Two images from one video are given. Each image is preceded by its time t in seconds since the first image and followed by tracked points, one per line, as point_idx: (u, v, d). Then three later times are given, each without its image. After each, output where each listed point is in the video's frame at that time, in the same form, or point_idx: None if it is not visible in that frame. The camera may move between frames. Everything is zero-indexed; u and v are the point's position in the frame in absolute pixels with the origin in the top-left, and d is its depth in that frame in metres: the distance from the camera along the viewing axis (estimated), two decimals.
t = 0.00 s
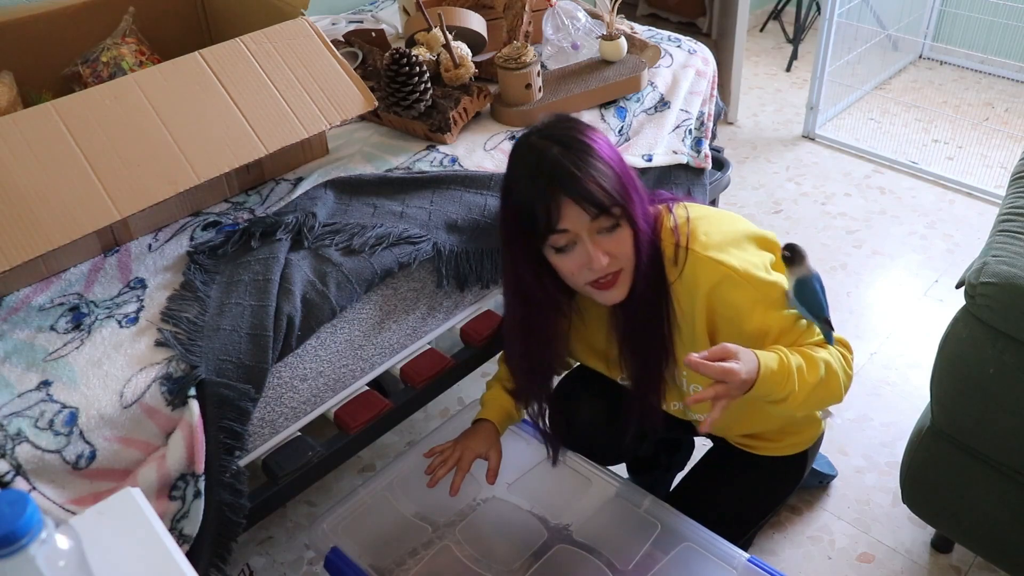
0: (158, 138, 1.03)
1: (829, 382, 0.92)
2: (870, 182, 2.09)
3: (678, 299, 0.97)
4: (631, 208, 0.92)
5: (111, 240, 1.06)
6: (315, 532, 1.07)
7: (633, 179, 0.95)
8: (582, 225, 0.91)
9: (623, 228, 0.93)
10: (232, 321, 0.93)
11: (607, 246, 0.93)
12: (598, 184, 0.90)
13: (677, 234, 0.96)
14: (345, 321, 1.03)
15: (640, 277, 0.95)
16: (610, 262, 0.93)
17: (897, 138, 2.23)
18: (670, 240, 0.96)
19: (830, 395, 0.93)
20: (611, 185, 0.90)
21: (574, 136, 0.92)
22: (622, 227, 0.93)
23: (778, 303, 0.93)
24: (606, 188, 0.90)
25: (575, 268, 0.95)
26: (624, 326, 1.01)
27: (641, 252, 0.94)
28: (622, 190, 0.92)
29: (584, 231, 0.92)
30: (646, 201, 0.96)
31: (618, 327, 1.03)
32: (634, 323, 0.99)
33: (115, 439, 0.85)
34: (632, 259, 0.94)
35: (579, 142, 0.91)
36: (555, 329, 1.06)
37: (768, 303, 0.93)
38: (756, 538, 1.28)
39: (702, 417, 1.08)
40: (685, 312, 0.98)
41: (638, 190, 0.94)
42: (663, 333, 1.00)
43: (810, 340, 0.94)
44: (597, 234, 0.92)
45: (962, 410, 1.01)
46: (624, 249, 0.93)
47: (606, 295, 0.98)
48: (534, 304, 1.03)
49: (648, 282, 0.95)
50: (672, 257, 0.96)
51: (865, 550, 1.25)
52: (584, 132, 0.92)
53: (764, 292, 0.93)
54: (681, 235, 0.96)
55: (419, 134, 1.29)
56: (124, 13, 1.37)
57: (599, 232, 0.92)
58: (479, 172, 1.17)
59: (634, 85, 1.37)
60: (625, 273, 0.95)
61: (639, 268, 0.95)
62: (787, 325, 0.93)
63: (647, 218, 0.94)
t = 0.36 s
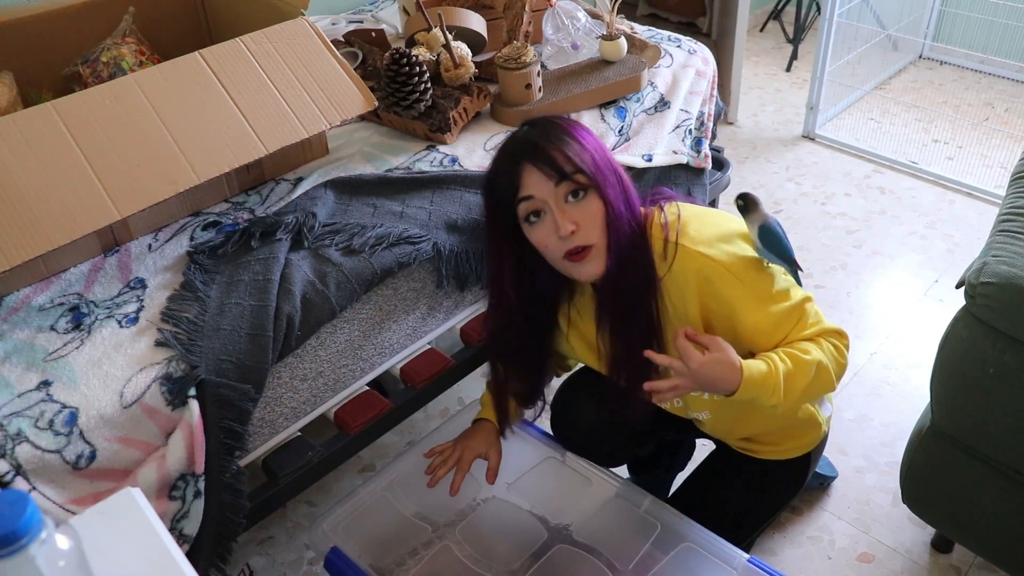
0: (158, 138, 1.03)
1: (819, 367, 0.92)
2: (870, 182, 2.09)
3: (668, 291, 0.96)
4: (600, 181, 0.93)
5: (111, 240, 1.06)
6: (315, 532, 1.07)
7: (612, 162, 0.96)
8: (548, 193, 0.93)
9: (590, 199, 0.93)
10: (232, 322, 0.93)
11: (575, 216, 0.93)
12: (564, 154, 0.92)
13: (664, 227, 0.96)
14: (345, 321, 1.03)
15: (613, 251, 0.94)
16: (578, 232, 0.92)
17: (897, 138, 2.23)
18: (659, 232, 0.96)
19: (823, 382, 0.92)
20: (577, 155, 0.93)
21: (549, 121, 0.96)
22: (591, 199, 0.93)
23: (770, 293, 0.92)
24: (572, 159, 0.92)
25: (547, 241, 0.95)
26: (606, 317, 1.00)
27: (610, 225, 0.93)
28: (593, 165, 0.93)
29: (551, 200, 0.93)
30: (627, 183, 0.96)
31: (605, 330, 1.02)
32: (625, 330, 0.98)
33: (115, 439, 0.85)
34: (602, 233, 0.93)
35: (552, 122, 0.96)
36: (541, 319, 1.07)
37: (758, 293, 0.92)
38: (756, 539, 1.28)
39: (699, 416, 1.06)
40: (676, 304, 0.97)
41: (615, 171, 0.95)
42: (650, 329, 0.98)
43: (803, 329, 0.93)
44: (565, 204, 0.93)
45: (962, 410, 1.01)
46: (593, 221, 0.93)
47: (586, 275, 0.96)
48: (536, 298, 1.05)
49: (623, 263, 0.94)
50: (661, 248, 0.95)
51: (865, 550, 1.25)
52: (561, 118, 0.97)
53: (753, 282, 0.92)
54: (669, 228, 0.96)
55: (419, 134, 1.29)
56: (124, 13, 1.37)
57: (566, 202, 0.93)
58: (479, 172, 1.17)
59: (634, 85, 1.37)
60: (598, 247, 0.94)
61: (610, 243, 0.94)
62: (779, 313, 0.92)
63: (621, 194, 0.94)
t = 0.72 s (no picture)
0: (159, 137, 1.03)
1: (786, 369, 0.91)
2: (870, 182, 2.09)
3: (658, 261, 0.95)
4: (621, 132, 0.92)
5: (112, 240, 1.06)
6: (315, 532, 1.07)
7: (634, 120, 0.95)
8: (565, 134, 0.92)
9: (606, 148, 0.92)
10: (232, 321, 0.93)
11: (586, 161, 0.92)
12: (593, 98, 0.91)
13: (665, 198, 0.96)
14: (345, 321, 1.03)
15: (615, 205, 0.93)
16: (585, 177, 0.92)
17: (896, 138, 2.23)
18: (658, 202, 0.95)
19: (789, 387, 0.91)
20: (604, 99, 0.92)
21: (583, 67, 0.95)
22: (607, 148, 0.92)
23: (758, 287, 0.91)
24: (600, 102, 0.91)
25: (551, 181, 0.94)
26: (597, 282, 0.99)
27: (619, 179, 0.92)
28: (618, 113, 0.92)
29: (567, 140, 0.92)
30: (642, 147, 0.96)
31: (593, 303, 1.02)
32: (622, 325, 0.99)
33: (115, 439, 0.85)
34: (608, 186, 0.93)
35: (586, 68, 0.95)
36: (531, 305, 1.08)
37: (744, 285, 0.90)
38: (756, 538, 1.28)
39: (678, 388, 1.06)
40: (661, 278, 0.96)
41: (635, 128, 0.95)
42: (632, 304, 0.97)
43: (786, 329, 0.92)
44: (580, 147, 0.92)
45: (961, 410, 1.01)
46: (603, 172, 0.92)
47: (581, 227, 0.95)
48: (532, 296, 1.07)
49: (624, 233, 0.93)
50: (658, 217, 0.95)
51: (865, 550, 1.25)
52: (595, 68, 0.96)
53: (740, 271, 0.90)
54: (671, 199, 0.96)
55: (419, 134, 1.29)
56: (124, 13, 1.37)
57: (582, 146, 0.92)
58: (479, 172, 1.18)
59: (634, 85, 1.37)
60: (600, 199, 0.93)
61: (615, 197, 0.93)
62: (761, 309, 0.91)
63: (637, 152, 0.94)
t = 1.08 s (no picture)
0: (158, 137, 1.03)
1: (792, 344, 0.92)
2: (870, 182, 2.09)
3: (652, 252, 0.95)
4: (603, 143, 0.93)
5: (112, 240, 1.06)
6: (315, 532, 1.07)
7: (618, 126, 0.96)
8: (548, 148, 0.93)
9: (589, 161, 0.93)
10: (232, 321, 0.93)
11: (569, 174, 0.93)
12: (574, 111, 0.91)
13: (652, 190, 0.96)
14: (345, 320, 1.03)
15: (601, 214, 0.94)
16: (569, 190, 0.93)
17: (896, 138, 2.23)
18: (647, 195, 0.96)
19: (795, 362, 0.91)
20: (585, 112, 0.92)
21: (564, 75, 0.95)
22: (590, 161, 0.93)
23: (754, 265, 0.92)
24: (582, 116, 0.91)
25: (537, 193, 0.95)
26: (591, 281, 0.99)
27: (602, 192, 0.94)
28: (600, 125, 0.93)
29: (550, 155, 0.93)
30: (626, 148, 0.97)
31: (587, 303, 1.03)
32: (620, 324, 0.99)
33: (115, 439, 0.85)
34: (592, 197, 0.94)
35: (567, 76, 0.95)
36: (525, 302, 1.10)
37: (740, 265, 0.91)
38: (755, 538, 1.28)
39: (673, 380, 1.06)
40: (657, 270, 0.96)
41: (619, 134, 0.95)
42: (628, 299, 0.97)
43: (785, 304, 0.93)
44: (563, 160, 0.93)
45: (961, 410, 1.01)
46: (587, 184, 0.93)
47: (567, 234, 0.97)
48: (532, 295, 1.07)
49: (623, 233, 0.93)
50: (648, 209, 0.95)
51: (865, 550, 1.25)
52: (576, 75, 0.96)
53: (735, 252, 0.91)
54: (659, 191, 0.96)
55: (419, 134, 1.29)
56: (124, 13, 1.37)
57: (564, 158, 0.93)
58: (479, 172, 1.18)
59: (634, 85, 1.37)
60: (584, 211, 0.94)
61: (599, 206, 0.94)
62: (759, 286, 0.92)
63: (621, 158, 0.94)
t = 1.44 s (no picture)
0: (158, 138, 1.03)
1: (790, 354, 0.92)
2: (870, 182, 2.09)
3: (650, 254, 0.95)
4: (599, 180, 0.91)
5: (112, 240, 1.06)
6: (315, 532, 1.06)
7: (610, 148, 0.92)
8: (548, 197, 0.90)
9: (588, 203, 0.91)
10: (232, 322, 0.93)
11: (571, 219, 0.92)
12: (566, 158, 0.88)
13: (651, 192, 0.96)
14: (345, 320, 1.03)
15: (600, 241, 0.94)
16: (573, 232, 0.93)
17: (896, 138, 2.23)
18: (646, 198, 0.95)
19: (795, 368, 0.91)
20: (580, 157, 0.89)
21: (551, 107, 0.90)
22: (589, 200, 0.91)
23: (750, 268, 0.92)
24: (573, 162, 0.88)
25: (541, 236, 0.95)
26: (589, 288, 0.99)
27: (604, 225, 0.93)
28: (593, 162, 0.90)
29: (549, 203, 0.91)
30: (619, 163, 0.94)
31: (587, 303, 1.03)
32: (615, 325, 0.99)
33: (114, 439, 0.85)
34: (593, 232, 0.94)
35: (554, 112, 0.89)
36: (525, 302, 1.10)
37: (737, 270, 0.91)
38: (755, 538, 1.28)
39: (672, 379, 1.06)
40: (654, 271, 0.96)
41: (612, 157, 0.92)
42: (627, 300, 0.97)
43: (782, 311, 0.92)
44: (563, 207, 0.91)
45: (961, 410, 1.01)
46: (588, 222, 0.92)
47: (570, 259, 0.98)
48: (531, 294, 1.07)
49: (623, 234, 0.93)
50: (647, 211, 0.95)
51: (865, 550, 1.25)
52: (562, 104, 0.90)
53: (732, 256, 0.91)
54: (659, 193, 0.96)
55: (419, 134, 1.29)
56: (124, 13, 1.37)
57: (563, 204, 0.91)
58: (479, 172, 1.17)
59: (634, 85, 1.37)
60: (587, 243, 0.95)
61: (600, 238, 0.94)
62: (756, 291, 0.92)
63: (616, 185, 0.93)
